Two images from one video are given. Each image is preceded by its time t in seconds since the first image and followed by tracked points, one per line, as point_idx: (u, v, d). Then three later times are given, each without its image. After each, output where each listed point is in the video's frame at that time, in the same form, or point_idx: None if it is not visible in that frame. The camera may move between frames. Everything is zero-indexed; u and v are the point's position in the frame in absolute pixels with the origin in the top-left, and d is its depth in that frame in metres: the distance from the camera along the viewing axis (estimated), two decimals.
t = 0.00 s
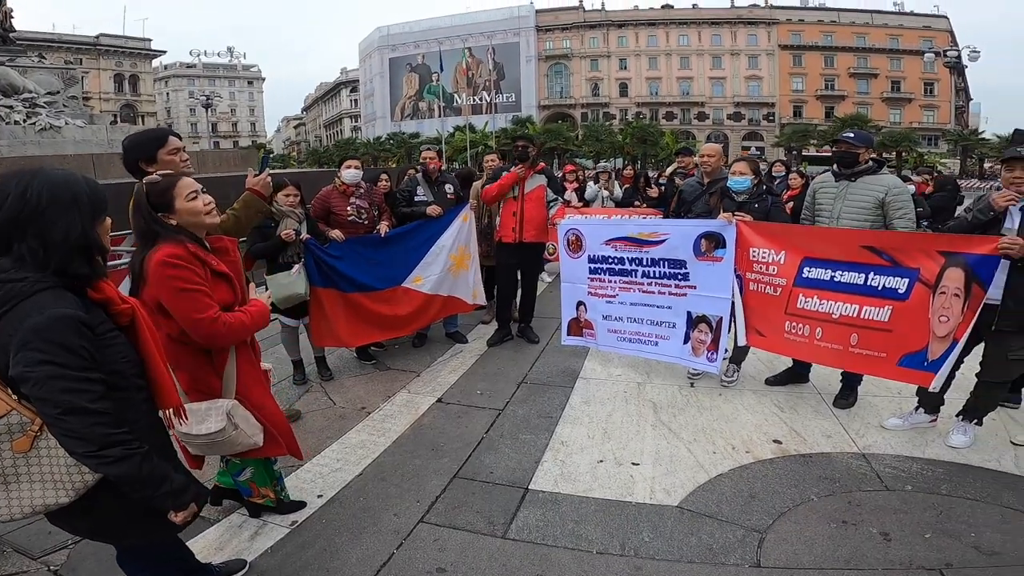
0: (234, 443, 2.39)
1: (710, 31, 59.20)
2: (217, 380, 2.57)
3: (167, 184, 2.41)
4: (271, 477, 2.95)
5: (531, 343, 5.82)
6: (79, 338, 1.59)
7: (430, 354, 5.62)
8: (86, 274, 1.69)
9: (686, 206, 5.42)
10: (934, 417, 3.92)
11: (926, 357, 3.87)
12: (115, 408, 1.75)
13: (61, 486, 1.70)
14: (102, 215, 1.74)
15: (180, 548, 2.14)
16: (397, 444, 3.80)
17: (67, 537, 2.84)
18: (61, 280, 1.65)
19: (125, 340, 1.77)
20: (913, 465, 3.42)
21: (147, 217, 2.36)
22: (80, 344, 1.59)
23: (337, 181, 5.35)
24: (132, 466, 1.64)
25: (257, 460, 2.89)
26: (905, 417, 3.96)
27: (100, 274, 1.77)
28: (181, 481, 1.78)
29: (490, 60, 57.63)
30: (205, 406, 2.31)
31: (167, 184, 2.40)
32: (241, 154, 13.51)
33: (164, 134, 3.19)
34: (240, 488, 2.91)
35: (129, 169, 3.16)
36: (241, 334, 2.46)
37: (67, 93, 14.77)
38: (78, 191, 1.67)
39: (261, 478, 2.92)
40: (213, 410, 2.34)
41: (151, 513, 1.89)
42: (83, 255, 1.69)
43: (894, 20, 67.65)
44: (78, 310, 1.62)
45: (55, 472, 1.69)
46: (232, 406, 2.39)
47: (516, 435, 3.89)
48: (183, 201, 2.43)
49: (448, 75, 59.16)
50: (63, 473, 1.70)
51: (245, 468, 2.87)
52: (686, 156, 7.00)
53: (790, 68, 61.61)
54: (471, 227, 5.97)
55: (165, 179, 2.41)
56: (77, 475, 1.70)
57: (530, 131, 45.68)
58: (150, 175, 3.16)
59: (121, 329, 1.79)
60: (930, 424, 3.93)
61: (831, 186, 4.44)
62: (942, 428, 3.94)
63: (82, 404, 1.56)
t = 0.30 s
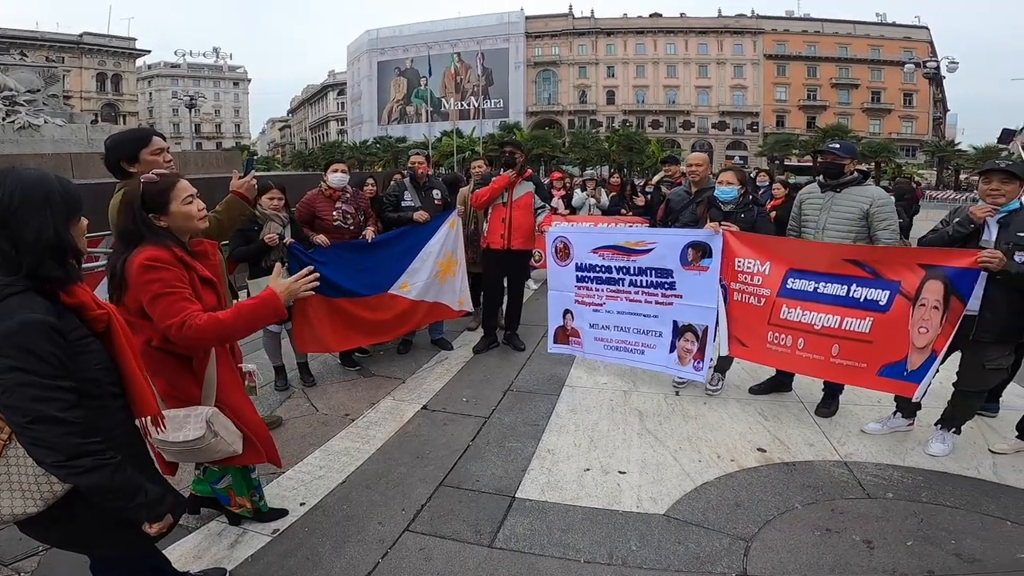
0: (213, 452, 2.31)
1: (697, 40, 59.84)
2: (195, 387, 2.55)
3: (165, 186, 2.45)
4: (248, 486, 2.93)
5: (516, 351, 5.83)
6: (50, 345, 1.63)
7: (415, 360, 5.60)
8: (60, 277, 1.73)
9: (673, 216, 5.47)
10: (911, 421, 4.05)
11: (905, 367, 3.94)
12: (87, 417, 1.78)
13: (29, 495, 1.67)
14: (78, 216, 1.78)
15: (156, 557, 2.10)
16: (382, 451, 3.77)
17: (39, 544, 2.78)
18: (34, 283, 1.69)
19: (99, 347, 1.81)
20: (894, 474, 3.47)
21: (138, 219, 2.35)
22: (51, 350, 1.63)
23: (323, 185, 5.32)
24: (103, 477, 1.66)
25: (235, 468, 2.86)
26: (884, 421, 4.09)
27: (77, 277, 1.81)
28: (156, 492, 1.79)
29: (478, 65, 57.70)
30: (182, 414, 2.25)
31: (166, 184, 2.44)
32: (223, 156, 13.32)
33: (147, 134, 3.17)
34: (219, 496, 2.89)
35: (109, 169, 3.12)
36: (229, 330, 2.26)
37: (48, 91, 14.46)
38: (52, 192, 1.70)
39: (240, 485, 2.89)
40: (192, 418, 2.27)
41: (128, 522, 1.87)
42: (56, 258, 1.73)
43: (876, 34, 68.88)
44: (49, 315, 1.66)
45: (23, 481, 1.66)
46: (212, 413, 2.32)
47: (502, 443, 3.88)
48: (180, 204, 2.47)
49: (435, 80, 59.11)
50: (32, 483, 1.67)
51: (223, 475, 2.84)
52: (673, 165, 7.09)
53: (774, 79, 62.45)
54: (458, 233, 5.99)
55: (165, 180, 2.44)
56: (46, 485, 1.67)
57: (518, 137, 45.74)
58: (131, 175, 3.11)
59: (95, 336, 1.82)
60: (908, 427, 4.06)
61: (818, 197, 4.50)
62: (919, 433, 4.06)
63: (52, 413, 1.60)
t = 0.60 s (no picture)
0: (210, 461, 2.34)
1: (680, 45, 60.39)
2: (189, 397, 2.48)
3: (170, 191, 2.45)
4: (240, 494, 2.89)
5: (505, 356, 5.83)
6: (30, 359, 1.61)
7: (403, 366, 5.58)
8: (34, 287, 1.71)
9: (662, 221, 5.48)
10: (895, 423, 4.11)
11: (888, 368, 4.01)
12: (70, 432, 1.75)
13: (12, 511, 1.66)
14: (54, 226, 1.81)
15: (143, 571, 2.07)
16: (373, 458, 3.75)
17: (20, 557, 2.72)
18: (11, 294, 1.67)
19: (80, 359, 1.79)
20: (880, 476, 3.52)
21: (142, 221, 2.34)
22: (30, 365, 1.61)
23: (309, 190, 5.28)
24: (86, 492, 1.67)
25: (226, 477, 2.82)
26: (869, 423, 4.15)
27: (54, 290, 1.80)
28: (142, 507, 1.83)
29: (462, 69, 57.67)
30: (180, 422, 2.26)
31: (170, 189, 2.44)
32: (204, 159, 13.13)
33: (133, 138, 3.13)
34: (208, 506, 2.83)
35: (91, 171, 3.06)
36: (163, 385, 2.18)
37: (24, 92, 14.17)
38: (28, 197, 1.72)
39: (231, 495, 2.85)
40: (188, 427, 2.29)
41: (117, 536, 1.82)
42: (31, 268, 1.72)
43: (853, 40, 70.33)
44: (28, 328, 1.64)
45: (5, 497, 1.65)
46: (210, 422, 2.34)
47: (494, 449, 3.87)
48: (182, 210, 2.48)
49: (419, 83, 58.97)
50: (14, 499, 1.66)
51: (214, 485, 2.79)
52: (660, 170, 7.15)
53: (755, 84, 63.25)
54: (446, 239, 5.99)
55: (168, 186, 2.44)
56: (28, 501, 1.66)
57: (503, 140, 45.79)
58: (116, 179, 3.07)
59: (76, 347, 1.80)
60: (892, 430, 4.12)
61: (806, 203, 4.56)
62: (903, 435, 4.12)
63: (31, 429, 1.59)
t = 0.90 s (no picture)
0: (192, 464, 2.37)
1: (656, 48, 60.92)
2: (166, 400, 2.48)
3: (128, 188, 2.38)
4: (220, 498, 2.85)
5: (484, 357, 5.83)
6: None
7: (380, 368, 5.54)
8: None
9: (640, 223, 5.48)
10: (865, 421, 4.22)
11: (858, 363, 4.10)
12: (35, 439, 1.79)
13: None
14: (16, 225, 1.82)
15: None
16: (352, 461, 3.72)
17: None
18: None
19: (44, 364, 1.82)
20: (852, 474, 3.60)
21: (98, 219, 2.28)
22: None
23: (285, 189, 5.22)
24: (51, 502, 1.77)
25: (204, 481, 2.76)
26: (841, 422, 4.24)
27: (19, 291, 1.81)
28: (112, 516, 1.92)
29: (440, 68, 57.41)
30: (157, 427, 2.29)
31: (129, 187, 2.38)
32: (172, 157, 12.77)
33: (104, 135, 3.05)
34: (182, 511, 2.79)
35: (56, 166, 2.96)
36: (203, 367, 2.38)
37: None
38: None
39: (208, 498, 2.80)
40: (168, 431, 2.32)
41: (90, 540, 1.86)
42: None
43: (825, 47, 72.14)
44: None
45: None
46: (188, 425, 2.38)
47: (474, 451, 3.87)
48: (142, 208, 2.41)
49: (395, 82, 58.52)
50: None
51: (190, 490, 2.74)
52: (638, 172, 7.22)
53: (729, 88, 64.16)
54: (425, 239, 5.96)
55: (127, 183, 2.37)
56: None
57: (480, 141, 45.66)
58: (86, 176, 2.99)
59: (42, 352, 1.83)
60: (862, 428, 4.22)
61: (782, 206, 4.64)
62: (873, 434, 4.23)
63: None
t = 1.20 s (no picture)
0: (174, 470, 2.49)
1: (631, 52, 61.47)
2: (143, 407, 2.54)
3: (87, 195, 2.30)
4: (195, 507, 2.80)
5: (462, 361, 5.83)
6: None
7: (358, 373, 5.50)
8: None
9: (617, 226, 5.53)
10: (836, 419, 4.31)
11: (826, 363, 4.18)
12: None
13: None
14: None
15: None
16: (331, 468, 3.68)
17: None
18: None
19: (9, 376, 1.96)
20: (826, 471, 3.68)
21: (58, 228, 2.25)
22: None
23: (256, 192, 5.15)
24: (21, 514, 1.90)
25: (177, 490, 2.71)
26: (813, 421, 4.32)
27: None
28: (84, 530, 2.05)
29: (415, 71, 57.11)
30: (137, 435, 2.41)
31: (89, 193, 2.30)
32: (139, 159, 12.46)
33: (70, 136, 2.98)
34: (155, 522, 2.71)
35: (19, 169, 2.88)
36: (211, 302, 2.64)
37: None
38: None
39: (183, 508, 2.75)
40: (151, 438, 2.44)
41: (59, 553, 1.98)
42: None
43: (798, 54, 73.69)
44: None
45: None
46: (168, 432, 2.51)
47: (455, 455, 3.86)
48: (103, 215, 2.34)
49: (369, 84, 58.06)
50: None
51: (163, 499, 2.67)
52: (614, 175, 7.29)
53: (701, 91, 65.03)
54: (401, 243, 5.93)
55: (86, 189, 2.29)
56: None
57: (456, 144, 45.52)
58: (53, 178, 2.91)
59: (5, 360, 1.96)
60: (834, 426, 4.31)
61: (754, 208, 4.71)
62: (844, 431, 4.32)
63: None
